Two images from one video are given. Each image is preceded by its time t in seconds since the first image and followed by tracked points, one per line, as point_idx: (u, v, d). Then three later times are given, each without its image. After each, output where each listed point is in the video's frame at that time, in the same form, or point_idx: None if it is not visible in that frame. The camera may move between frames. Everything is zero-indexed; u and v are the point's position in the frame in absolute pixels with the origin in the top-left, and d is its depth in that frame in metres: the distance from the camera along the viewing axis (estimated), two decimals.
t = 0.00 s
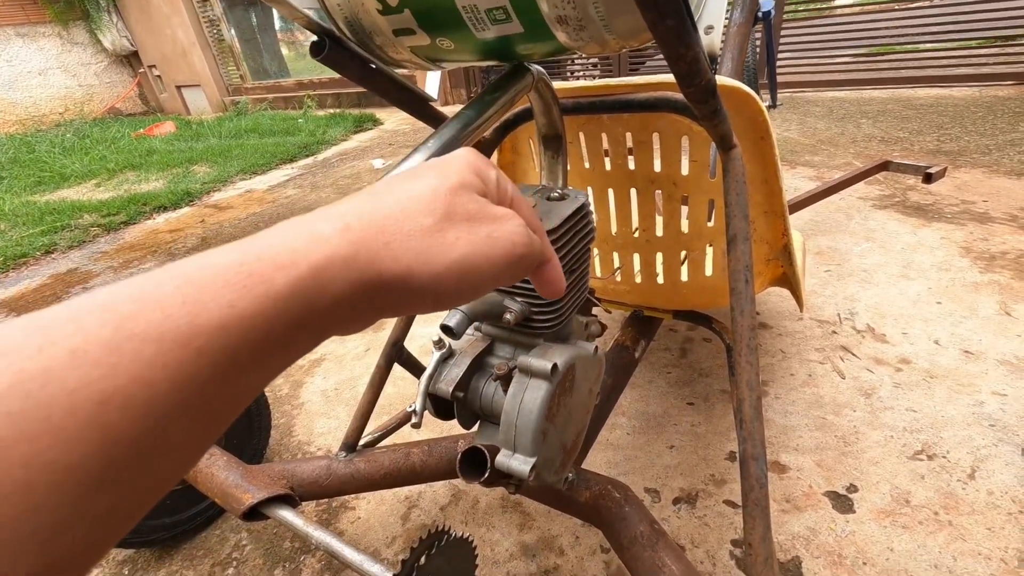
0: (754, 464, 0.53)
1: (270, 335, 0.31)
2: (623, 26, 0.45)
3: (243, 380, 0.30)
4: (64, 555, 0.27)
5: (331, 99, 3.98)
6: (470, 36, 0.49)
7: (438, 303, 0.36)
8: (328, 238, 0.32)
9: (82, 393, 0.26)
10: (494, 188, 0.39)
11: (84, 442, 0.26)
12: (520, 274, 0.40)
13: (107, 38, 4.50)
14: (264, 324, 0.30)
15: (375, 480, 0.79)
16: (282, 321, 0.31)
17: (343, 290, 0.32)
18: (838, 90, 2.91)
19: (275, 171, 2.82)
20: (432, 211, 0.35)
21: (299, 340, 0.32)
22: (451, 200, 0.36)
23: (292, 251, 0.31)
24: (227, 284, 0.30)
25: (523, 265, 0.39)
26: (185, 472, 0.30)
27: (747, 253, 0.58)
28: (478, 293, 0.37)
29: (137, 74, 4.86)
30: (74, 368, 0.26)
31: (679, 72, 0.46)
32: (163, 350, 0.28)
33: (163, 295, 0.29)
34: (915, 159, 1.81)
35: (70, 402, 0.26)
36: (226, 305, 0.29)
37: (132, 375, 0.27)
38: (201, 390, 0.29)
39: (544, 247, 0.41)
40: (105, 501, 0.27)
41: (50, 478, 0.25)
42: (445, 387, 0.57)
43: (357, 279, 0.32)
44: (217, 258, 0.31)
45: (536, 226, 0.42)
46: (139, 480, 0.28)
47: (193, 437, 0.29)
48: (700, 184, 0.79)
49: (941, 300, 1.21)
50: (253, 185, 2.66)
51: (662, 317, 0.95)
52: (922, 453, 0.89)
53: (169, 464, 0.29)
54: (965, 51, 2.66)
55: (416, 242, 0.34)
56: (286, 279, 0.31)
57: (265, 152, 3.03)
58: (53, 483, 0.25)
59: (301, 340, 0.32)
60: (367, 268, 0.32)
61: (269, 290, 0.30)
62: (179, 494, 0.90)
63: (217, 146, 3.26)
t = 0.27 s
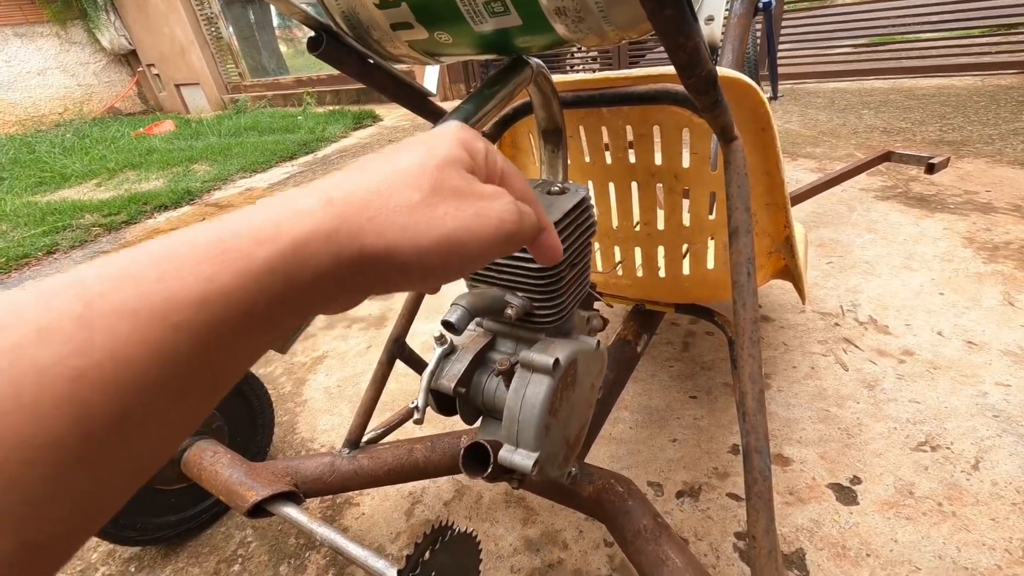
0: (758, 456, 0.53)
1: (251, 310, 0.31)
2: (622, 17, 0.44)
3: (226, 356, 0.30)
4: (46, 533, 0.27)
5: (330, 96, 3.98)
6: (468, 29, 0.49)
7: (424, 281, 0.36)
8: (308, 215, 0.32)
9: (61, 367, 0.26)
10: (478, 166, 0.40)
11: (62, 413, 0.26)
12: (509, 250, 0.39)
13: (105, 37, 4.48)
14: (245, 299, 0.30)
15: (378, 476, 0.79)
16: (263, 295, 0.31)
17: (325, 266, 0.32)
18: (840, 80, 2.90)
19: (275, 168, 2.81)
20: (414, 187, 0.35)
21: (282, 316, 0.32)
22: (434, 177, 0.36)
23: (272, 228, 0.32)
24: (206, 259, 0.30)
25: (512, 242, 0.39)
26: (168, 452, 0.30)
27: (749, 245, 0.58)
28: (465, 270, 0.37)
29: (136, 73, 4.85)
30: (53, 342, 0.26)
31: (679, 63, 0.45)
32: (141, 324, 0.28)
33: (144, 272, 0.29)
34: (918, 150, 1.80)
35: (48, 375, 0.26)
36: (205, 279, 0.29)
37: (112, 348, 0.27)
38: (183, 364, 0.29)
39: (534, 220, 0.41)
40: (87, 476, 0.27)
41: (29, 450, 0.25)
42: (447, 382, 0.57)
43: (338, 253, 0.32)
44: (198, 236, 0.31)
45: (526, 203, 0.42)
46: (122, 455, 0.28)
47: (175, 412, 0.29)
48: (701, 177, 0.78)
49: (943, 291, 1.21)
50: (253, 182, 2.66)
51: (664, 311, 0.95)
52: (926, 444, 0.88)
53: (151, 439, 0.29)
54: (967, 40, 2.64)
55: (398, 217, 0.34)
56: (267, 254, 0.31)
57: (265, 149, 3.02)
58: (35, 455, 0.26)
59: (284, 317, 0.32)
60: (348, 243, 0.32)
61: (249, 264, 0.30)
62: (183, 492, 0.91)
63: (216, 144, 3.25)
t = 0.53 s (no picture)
0: (752, 458, 0.53)
1: (195, 274, 0.27)
2: (613, 21, 0.44)
3: (168, 323, 0.27)
4: None
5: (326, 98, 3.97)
6: (460, 33, 0.49)
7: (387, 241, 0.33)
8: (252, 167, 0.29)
9: None
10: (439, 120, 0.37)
11: None
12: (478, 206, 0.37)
13: (99, 40, 4.46)
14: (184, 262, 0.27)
15: (374, 479, 0.79)
16: (205, 258, 0.28)
17: (277, 224, 0.29)
18: (833, 81, 2.91)
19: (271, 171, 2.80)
20: (371, 140, 0.32)
21: (230, 280, 0.29)
22: (392, 130, 0.33)
23: (210, 182, 0.28)
24: (139, 219, 0.26)
25: (481, 195, 0.37)
26: (109, 432, 0.28)
27: (743, 247, 0.58)
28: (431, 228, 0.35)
29: (131, 75, 4.83)
30: None
31: (671, 66, 0.45)
32: (66, 290, 0.25)
33: (62, 235, 0.25)
34: (911, 150, 1.80)
35: None
36: (135, 241, 0.26)
37: (29, 320, 0.24)
38: (118, 332, 0.26)
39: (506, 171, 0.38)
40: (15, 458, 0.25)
41: None
42: (442, 386, 0.57)
43: (290, 208, 0.29)
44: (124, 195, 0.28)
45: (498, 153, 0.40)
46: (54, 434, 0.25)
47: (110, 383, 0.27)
48: (695, 179, 0.79)
49: (937, 291, 1.22)
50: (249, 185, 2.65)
51: (659, 312, 0.95)
52: (920, 444, 0.89)
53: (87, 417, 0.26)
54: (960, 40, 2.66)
55: (360, 172, 0.31)
56: (207, 210, 0.27)
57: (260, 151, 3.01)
58: None
59: (233, 281, 0.29)
60: (299, 198, 0.29)
61: (186, 224, 0.27)
62: (179, 497, 0.91)
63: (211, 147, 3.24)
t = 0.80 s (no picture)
0: (749, 454, 0.53)
1: (183, 283, 0.29)
2: (610, 15, 0.44)
3: (157, 332, 0.29)
4: None
5: (324, 96, 3.97)
6: (456, 27, 0.49)
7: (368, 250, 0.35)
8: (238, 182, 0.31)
9: None
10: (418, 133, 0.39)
11: None
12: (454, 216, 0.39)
13: (96, 37, 4.44)
14: (173, 272, 0.28)
15: (372, 477, 0.79)
16: (193, 269, 0.29)
17: (262, 235, 0.31)
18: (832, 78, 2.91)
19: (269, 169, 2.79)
20: (352, 156, 0.34)
21: (220, 291, 0.30)
22: (371, 144, 0.35)
23: (199, 197, 0.30)
24: (129, 234, 0.28)
25: (458, 205, 0.38)
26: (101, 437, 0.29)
27: (739, 243, 0.58)
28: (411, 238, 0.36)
29: (128, 73, 4.81)
30: None
31: (667, 61, 0.45)
32: (62, 300, 0.26)
33: (59, 249, 0.27)
34: (910, 147, 1.80)
35: None
36: (127, 254, 0.27)
37: (28, 327, 0.25)
38: (110, 340, 0.27)
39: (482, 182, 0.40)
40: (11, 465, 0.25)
41: None
42: (438, 382, 0.57)
43: (275, 221, 0.31)
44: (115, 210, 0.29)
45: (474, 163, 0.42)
46: (49, 439, 0.26)
47: (106, 388, 0.28)
48: (692, 175, 0.78)
49: (935, 288, 1.22)
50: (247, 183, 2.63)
51: (657, 309, 0.95)
52: (918, 440, 0.89)
53: (81, 422, 0.27)
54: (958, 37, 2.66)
55: (339, 186, 0.33)
56: (196, 223, 0.29)
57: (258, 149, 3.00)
58: None
59: (220, 290, 0.30)
60: (285, 210, 0.31)
61: (176, 237, 0.28)
62: (176, 495, 0.90)
63: (209, 145, 3.23)
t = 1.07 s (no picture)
0: (755, 453, 0.53)
1: (189, 288, 0.31)
2: (619, 9, 0.44)
3: (160, 335, 0.31)
4: None
5: (328, 92, 3.97)
6: (463, 20, 0.48)
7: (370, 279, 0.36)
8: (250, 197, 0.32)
9: None
10: (445, 192, 0.39)
11: None
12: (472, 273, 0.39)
13: (102, 33, 4.45)
14: (179, 276, 0.30)
15: (375, 473, 0.78)
16: (198, 274, 0.31)
17: (266, 246, 0.32)
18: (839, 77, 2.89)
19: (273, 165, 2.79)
20: (366, 185, 0.35)
21: (221, 293, 0.32)
22: (390, 182, 0.36)
23: (209, 206, 0.32)
24: (142, 237, 0.30)
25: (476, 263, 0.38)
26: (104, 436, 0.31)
27: (747, 240, 0.57)
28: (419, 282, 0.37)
29: (134, 69, 4.83)
30: None
31: (677, 54, 0.45)
32: (73, 296, 0.28)
33: (76, 249, 0.29)
34: (917, 146, 1.79)
35: None
36: (138, 256, 0.30)
37: (39, 322, 0.27)
38: (117, 339, 0.29)
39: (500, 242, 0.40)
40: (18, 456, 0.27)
41: None
42: (443, 378, 0.57)
43: (279, 235, 0.32)
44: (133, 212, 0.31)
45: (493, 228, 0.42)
46: (50, 433, 0.28)
47: (108, 384, 0.29)
48: (699, 172, 0.78)
49: (942, 288, 1.21)
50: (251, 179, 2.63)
51: (662, 307, 0.95)
52: (924, 440, 0.88)
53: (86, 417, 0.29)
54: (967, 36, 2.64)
55: (347, 209, 0.34)
56: (205, 231, 0.31)
57: (263, 145, 3.00)
58: None
59: (220, 295, 0.32)
60: (290, 226, 0.33)
61: (185, 240, 0.31)
62: (180, 489, 0.90)
63: (214, 140, 3.23)
